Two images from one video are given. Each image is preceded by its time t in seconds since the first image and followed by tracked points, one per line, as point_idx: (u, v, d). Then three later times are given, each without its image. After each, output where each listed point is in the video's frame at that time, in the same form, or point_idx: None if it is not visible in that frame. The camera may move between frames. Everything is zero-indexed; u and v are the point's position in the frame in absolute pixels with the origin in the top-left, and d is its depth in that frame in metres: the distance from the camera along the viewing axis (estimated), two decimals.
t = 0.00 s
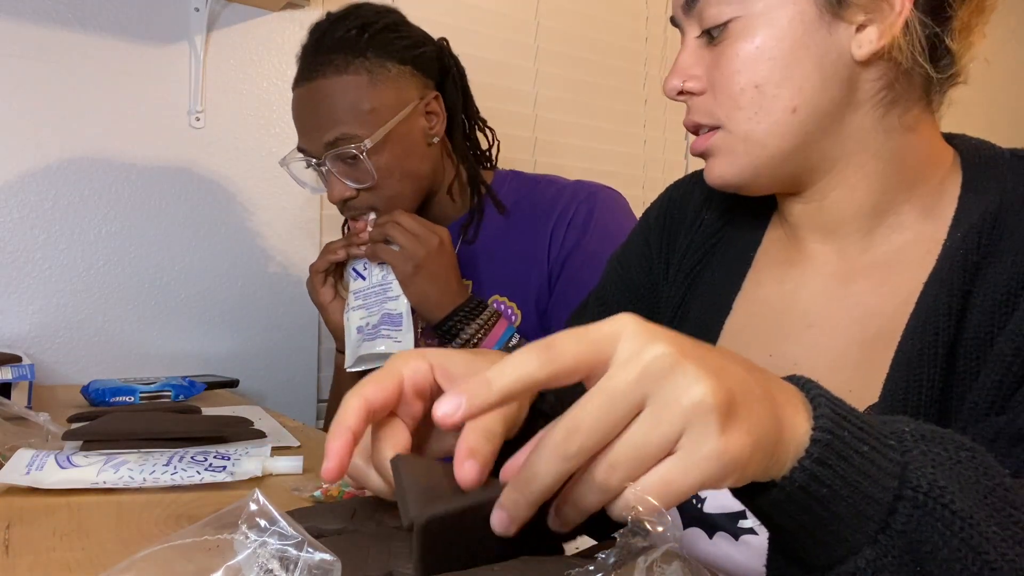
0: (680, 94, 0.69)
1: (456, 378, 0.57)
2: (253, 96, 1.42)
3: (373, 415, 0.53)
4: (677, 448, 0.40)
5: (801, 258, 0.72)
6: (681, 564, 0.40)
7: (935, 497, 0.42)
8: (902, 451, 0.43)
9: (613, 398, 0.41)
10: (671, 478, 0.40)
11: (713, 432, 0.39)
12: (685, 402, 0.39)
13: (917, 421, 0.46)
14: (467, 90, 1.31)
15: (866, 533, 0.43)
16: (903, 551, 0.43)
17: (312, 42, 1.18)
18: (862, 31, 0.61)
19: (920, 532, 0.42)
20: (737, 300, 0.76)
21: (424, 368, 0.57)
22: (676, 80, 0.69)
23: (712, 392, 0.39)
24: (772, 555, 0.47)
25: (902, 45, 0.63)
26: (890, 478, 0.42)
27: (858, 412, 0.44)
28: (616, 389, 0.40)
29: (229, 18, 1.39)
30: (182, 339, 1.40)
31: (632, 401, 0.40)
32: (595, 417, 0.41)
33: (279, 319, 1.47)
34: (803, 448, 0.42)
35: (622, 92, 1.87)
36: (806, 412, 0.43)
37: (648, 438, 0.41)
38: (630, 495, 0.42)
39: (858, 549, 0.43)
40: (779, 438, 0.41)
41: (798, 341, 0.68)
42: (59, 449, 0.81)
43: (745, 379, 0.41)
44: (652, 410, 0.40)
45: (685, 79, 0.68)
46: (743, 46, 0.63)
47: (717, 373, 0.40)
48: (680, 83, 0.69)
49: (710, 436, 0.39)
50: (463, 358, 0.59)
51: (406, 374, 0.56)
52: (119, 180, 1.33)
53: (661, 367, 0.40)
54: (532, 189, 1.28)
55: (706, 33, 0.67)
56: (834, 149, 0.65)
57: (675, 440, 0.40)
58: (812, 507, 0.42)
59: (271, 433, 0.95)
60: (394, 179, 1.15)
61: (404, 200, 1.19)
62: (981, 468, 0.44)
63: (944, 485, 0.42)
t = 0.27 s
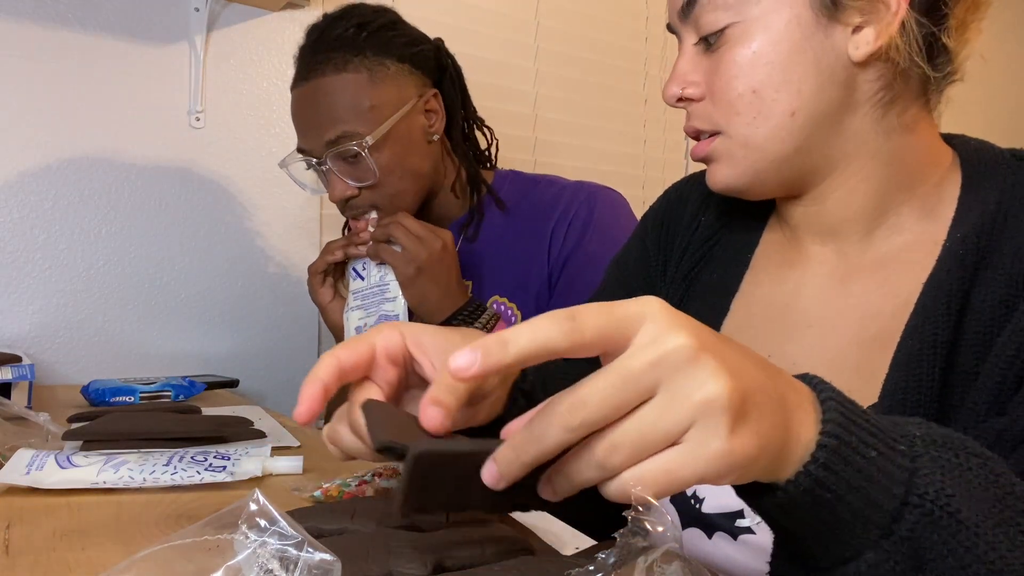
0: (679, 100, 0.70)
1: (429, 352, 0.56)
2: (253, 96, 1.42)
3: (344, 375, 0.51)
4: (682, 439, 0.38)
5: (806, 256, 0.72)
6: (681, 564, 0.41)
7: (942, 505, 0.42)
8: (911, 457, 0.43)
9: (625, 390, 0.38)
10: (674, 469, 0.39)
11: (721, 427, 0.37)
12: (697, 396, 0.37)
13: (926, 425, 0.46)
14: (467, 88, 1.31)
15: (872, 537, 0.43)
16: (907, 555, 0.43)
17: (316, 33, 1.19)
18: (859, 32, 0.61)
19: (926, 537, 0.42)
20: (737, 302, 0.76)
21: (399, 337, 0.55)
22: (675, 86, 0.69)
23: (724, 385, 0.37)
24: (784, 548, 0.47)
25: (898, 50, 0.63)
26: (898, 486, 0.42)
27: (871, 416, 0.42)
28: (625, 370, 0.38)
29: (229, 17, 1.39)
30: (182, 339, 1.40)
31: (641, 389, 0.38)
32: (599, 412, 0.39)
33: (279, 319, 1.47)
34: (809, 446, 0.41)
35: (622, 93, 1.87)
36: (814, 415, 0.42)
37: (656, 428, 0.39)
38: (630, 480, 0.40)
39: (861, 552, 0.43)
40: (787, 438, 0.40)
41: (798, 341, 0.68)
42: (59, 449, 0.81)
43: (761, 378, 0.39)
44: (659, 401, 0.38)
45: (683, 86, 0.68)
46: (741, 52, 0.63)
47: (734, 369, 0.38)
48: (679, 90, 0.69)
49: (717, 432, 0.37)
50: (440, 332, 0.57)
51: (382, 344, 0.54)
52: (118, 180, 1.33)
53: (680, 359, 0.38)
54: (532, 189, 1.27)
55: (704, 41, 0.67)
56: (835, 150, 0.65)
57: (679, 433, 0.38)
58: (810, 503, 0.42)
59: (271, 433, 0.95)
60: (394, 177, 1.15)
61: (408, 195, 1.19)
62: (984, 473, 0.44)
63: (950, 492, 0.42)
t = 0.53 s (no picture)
0: (709, 93, 0.63)
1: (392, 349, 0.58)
2: (253, 96, 1.42)
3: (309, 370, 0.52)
4: (617, 447, 0.38)
5: (793, 260, 0.71)
6: (681, 564, 0.41)
7: (881, 504, 0.42)
8: (856, 457, 0.43)
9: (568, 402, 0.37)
10: (606, 476, 0.38)
11: (655, 437, 0.37)
12: (631, 408, 0.37)
13: (879, 423, 0.45)
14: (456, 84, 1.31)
15: (813, 535, 0.43)
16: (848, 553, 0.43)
17: (303, 41, 1.19)
18: (900, 31, 0.60)
19: (867, 537, 0.42)
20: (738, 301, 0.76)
21: (362, 337, 0.58)
22: (704, 78, 0.63)
23: (658, 399, 0.37)
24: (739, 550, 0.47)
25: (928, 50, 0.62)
26: (840, 485, 0.42)
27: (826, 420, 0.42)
28: (561, 383, 0.37)
29: (229, 17, 1.39)
30: (182, 338, 1.40)
31: (577, 402, 0.37)
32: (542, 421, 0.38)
33: (279, 320, 1.47)
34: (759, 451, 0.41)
35: (621, 92, 1.87)
36: (758, 420, 0.41)
37: (590, 437, 0.38)
38: (560, 488, 0.40)
39: (802, 548, 0.44)
40: (726, 445, 0.40)
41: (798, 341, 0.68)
42: (59, 450, 0.81)
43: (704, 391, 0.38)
44: (595, 413, 0.38)
45: (715, 78, 0.62)
46: (778, 49, 0.59)
47: (676, 381, 0.37)
48: (709, 83, 0.62)
49: (652, 442, 0.37)
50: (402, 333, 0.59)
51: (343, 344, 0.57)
52: (118, 180, 1.33)
53: (614, 374, 0.37)
54: (531, 190, 1.27)
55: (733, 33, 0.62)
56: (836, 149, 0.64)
57: (613, 440, 0.38)
58: (749, 500, 0.42)
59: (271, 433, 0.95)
60: (396, 175, 1.15)
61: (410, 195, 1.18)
62: (940, 471, 0.44)
63: (892, 492, 0.42)
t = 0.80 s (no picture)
0: (751, 85, 0.59)
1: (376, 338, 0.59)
2: (253, 96, 1.42)
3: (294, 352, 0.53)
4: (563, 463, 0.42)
5: (785, 261, 0.70)
6: (681, 564, 0.41)
7: (821, 503, 0.43)
8: (798, 458, 0.44)
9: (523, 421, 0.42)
10: (555, 486, 0.43)
11: (597, 452, 0.41)
12: (572, 428, 0.41)
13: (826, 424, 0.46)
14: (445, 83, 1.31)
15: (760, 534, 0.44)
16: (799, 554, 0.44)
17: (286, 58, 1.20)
18: (937, 42, 0.58)
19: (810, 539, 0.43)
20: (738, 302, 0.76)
21: (347, 325, 0.59)
22: (746, 68, 0.58)
23: (598, 419, 0.40)
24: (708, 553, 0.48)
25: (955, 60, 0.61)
26: (781, 485, 0.44)
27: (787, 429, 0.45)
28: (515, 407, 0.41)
29: (229, 18, 1.40)
30: (183, 338, 1.40)
31: (528, 422, 0.42)
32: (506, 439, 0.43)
33: (279, 320, 1.47)
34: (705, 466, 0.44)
35: (621, 92, 1.87)
36: (702, 426, 0.45)
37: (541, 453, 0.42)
38: (517, 495, 0.44)
39: (750, 547, 0.45)
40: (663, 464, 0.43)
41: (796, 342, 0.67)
42: (59, 450, 0.81)
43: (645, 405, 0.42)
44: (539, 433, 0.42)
45: (759, 70, 0.58)
46: (824, 51, 0.56)
47: (612, 399, 0.41)
48: (752, 73, 0.58)
49: (592, 456, 0.41)
50: (380, 324, 0.61)
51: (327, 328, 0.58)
52: (118, 180, 1.33)
53: (556, 397, 0.41)
54: (531, 192, 1.27)
55: (780, 23, 0.58)
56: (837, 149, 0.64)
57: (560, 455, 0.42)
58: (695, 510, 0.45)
59: (271, 433, 0.95)
60: (398, 174, 1.14)
61: (414, 192, 1.17)
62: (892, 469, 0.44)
63: (831, 491, 0.43)
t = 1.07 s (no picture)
0: (765, 81, 0.58)
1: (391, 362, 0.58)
2: (253, 96, 1.42)
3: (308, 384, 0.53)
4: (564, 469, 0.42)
5: (782, 261, 0.70)
6: (681, 564, 0.41)
7: (817, 502, 0.43)
8: (791, 458, 0.45)
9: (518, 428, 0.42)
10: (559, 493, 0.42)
11: (598, 455, 0.41)
12: (568, 434, 0.41)
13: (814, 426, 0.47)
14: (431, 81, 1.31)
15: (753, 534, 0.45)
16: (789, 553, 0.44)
17: (273, 72, 1.21)
18: (945, 52, 0.58)
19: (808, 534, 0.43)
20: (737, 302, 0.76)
21: (358, 351, 0.58)
22: (760, 64, 0.58)
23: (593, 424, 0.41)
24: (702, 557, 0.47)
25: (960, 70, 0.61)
26: (775, 485, 0.44)
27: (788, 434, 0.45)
28: (508, 416, 0.41)
29: (229, 18, 1.39)
30: (182, 339, 1.40)
31: (523, 430, 0.42)
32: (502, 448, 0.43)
33: (279, 320, 1.47)
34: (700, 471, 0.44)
35: (621, 92, 1.87)
36: (696, 427, 0.45)
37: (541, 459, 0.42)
38: (521, 504, 0.44)
39: (747, 548, 0.45)
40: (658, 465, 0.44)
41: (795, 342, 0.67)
42: (59, 450, 0.81)
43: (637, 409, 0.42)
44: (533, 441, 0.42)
45: (775, 66, 0.57)
46: (839, 52, 0.55)
47: (605, 402, 0.41)
48: (768, 69, 0.57)
49: (592, 460, 0.41)
50: (393, 346, 0.60)
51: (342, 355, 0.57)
52: (118, 180, 1.33)
53: (547, 406, 0.41)
54: (527, 192, 1.27)
55: (798, 20, 0.57)
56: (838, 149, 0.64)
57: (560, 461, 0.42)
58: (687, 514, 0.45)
59: (272, 433, 0.95)
60: (393, 173, 1.14)
61: (411, 189, 1.17)
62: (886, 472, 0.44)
63: (826, 490, 0.43)
